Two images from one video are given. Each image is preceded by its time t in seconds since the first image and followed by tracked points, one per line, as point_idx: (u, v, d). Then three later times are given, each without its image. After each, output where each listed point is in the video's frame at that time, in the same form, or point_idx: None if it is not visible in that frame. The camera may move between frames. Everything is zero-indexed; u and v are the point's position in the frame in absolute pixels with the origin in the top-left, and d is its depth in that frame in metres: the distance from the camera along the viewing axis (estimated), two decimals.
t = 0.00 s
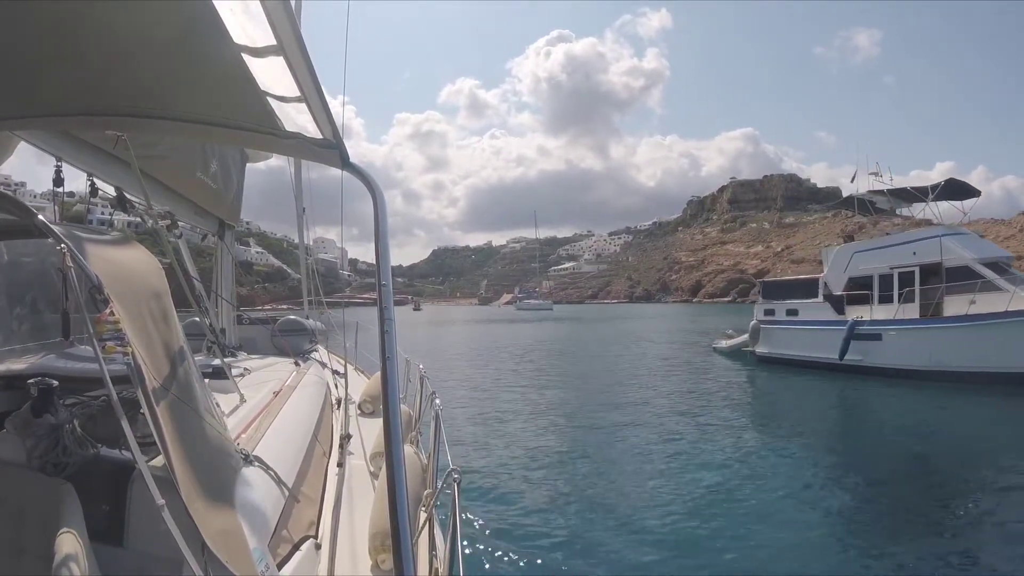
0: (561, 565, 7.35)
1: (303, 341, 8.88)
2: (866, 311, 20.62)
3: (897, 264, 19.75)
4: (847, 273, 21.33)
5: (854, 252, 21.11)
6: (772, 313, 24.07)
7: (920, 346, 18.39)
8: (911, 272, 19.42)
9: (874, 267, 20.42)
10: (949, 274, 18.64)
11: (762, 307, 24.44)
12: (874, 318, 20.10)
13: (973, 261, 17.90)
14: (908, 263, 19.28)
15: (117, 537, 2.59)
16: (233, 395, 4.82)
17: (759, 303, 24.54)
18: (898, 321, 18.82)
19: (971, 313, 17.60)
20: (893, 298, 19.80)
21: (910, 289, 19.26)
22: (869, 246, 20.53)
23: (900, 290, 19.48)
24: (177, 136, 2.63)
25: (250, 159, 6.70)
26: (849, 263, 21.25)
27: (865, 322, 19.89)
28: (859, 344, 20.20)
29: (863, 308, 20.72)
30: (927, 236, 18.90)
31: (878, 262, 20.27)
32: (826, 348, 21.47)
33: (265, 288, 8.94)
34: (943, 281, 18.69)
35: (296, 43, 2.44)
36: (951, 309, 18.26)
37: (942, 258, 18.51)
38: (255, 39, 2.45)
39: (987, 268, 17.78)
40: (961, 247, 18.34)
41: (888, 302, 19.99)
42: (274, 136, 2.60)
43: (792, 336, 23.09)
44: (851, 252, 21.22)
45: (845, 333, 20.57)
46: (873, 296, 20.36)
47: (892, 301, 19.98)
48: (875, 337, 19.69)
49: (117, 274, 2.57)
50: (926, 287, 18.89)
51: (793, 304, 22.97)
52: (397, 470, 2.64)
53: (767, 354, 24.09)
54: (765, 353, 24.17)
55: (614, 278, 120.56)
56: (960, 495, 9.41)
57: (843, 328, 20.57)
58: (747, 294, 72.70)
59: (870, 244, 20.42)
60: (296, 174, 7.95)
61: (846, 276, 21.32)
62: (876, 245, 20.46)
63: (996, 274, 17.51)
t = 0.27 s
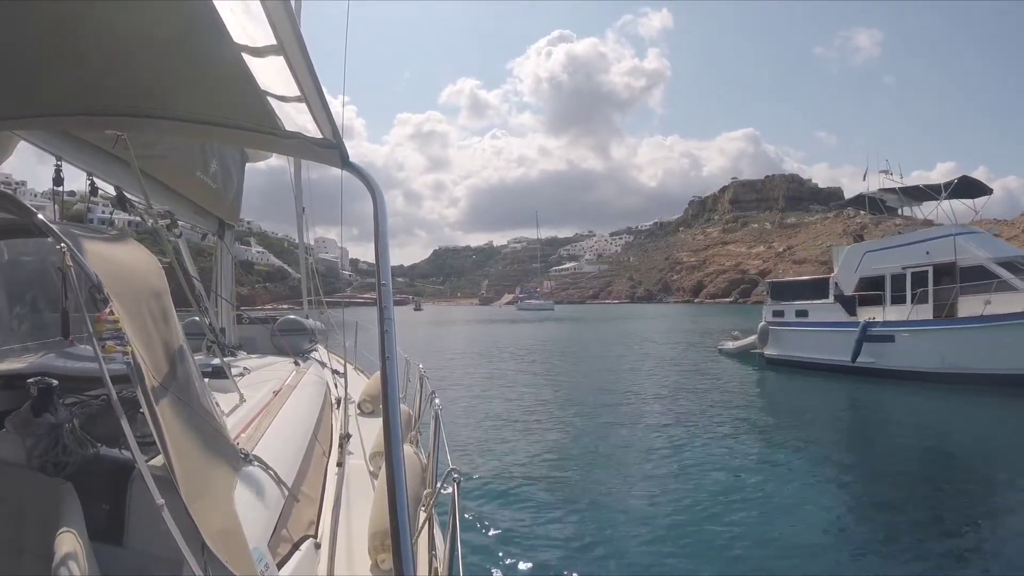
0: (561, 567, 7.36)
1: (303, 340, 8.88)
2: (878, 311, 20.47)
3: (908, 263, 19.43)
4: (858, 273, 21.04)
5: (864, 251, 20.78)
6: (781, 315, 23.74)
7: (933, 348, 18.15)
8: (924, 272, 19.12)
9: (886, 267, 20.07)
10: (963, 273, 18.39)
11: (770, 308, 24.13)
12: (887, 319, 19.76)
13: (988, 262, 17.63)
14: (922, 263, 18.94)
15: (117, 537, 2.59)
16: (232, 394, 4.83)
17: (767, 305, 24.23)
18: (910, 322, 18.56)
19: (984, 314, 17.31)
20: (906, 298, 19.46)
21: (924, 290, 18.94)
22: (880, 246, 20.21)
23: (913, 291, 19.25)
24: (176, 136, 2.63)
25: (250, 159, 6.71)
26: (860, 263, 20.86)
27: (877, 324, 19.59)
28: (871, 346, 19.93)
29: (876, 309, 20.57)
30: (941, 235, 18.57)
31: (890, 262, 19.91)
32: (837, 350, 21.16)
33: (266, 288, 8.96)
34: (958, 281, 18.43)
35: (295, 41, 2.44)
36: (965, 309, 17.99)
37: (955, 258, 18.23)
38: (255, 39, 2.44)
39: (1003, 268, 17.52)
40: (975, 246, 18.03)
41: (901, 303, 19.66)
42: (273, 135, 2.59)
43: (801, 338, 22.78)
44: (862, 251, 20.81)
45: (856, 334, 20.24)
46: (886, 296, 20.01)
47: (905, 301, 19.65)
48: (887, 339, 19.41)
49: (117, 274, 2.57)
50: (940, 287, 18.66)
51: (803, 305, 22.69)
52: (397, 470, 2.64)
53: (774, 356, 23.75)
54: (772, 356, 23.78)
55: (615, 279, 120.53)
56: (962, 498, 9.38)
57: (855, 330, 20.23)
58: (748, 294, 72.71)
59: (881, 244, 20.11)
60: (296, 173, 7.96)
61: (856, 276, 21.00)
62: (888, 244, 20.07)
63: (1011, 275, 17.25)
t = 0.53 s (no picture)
0: (562, 569, 7.36)
1: (303, 340, 8.88)
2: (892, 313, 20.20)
3: (921, 263, 19.20)
4: (869, 274, 20.99)
5: (876, 252, 20.75)
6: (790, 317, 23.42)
7: (949, 350, 17.99)
8: (937, 272, 18.86)
9: (898, 267, 19.97)
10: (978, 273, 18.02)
11: (780, 310, 23.83)
12: (899, 320, 19.53)
13: (1002, 262, 17.24)
14: (936, 263, 18.74)
15: (117, 537, 2.59)
16: (232, 394, 4.83)
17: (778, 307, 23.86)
18: (924, 324, 18.39)
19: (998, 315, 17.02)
20: (919, 299, 19.33)
21: (937, 291, 18.77)
22: (892, 246, 20.12)
23: (926, 292, 19.07)
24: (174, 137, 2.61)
25: (250, 159, 6.72)
26: (872, 263, 20.81)
27: (890, 326, 19.38)
28: (885, 348, 19.72)
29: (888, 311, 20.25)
30: (953, 234, 18.31)
31: (901, 262, 19.79)
32: (849, 353, 20.92)
33: (267, 288, 8.96)
34: (973, 281, 18.11)
35: (295, 42, 2.45)
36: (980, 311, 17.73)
37: (969, 258, 17.93)
38: (255, 39, 2.50)
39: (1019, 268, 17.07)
40: (989, 246, 17.65)
41: (913, 304, 19.50)
42: (273, 136, 2.59)
43: (813, 340, 22.53)
44: (874, 252, 20.82)
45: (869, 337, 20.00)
46: (898, 297, 19.87)
47: (918, 303, 19.48)
48: (901, 341, 19.23)
49: (117, 274, 2.57)
50: (954, 288, 18.45)
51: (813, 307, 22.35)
52: (397, 470, 2.64)
53: (785, 358, 23.51)
54: (782, 358, 23.56)
55: (616, 279, 120.49)
56: (964, 500, 9.37)
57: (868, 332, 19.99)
58: (750, 295, 72.68)
59: (893, 244, 20.03)
60: (295, 174, 7.97)
61: (868, 276, 20.94)
62: (901, 243, 19.89)
63: None
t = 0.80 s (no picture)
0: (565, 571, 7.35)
1: (303, 341, 8.88)
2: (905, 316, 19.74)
3: (935, 265, 18.90)
4: (881, 275, 20.52)
5: (888, 252, 20.32)
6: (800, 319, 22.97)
7: (964, 354, 17.78)
8: (951, 274, 18.56)
9: (913, 269, 19.54)
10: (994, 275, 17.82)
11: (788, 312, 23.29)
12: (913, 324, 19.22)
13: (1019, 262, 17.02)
14: (950, 265, 18.50)
15: (118, 537, 2.59)
16: (233, 395, 4.83)
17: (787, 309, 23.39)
18: (939, 327, 18.17)
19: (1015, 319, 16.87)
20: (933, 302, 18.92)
21: (952, 293, 18.41)
22: (906, 247, 19.75)
23: (940, 294, 18.66)
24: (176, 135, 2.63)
25: (250, 159, 6.71)
26: (884, 264, 20.39)
27: (903, 329, 19.15)
28: (897, 352, 19.45)
29: (902, 314, 19.81)
30: (970, 235, 18.12)
31: (916, 263, 19.42)
32: (861, 356, 20.63)
33: (267, 287, 8.97)
34: (987, 285, 17.92)
35: (296, 41, 2.43)
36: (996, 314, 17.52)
37: (985, 259, 17.71)
38: (256, 39, 2.45)
39: None
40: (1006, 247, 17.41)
41: (927, 307, 19.09)
42: (273, 136, 2.60)
43: (822, 343, 22.17)
44: (886, 253, 20.40)
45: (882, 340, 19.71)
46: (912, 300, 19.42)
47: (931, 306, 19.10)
48: (914, 345, 18.99)
49: (117, 274, 2.57)
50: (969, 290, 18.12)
51: (823, 309, 21.90)
52: (397, 471, 2.63)
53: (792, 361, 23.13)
54: (790, 361, 23.20)
55: (617, 280, 120.47)
56: (968, 505, 9.31)
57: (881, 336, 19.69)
58: (751, 296, 72.63)
59: (907, 245, 19.66)
60: (296, 173, 7.97)
61: (880, 278, 20.46)
62: (915, 245, 19.70)
63: None
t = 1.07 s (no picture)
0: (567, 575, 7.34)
1: (304, 342, 8.88)
2: (917, 319, 19.50)
3: (948, 266, 18.73)
4: (893, 276, 20.26)
5: (901, 254, 20.09)
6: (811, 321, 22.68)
7: (979, 358, 17.69)
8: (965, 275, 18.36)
9: (926, 270, 19.32)
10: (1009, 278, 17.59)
11: (799, 314, 23.21)
12: (927, 326, 19.03)
13: None
14: (964, 266, 18.34)
15: (118, 538, 2.59)
16: (233, 396, 4.83)
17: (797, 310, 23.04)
18: (953, 330, 18.07)
19: None
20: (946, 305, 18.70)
21: (966, 295, 18.23)
22: (920, 248, 19.57)
23: (954, 295, 18.47)
24: (177, 136, 2.65)
25: (251, 160, 6.70)
26: (897, 265, 20.11)
27: (916, 332, 19.05)
28: (910, 355, 19.35)
29: (914, 316, 19.54)
30: (985, 236, 17.98)
31: (929, 264, 19.22)
32: (874, 359, 20.50)
33: (268, 287, 8.97)
34: (1002, 287, 17.69)
35: (295, 40, 2.43)
36: (1011, 318, 17.32)
37: (1000, 260, 17.52)
38: (256, 40, 2.43)
39: None
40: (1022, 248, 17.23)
41: (940, 309, 18.91)
42: (274, 137, 2.61)
43: (835, 346, 22.08)
44: (899, 254, 20.10)
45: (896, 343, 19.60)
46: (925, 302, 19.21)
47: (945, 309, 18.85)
48: (928, 348, 18.89)
49: (118, 275, 2.57)
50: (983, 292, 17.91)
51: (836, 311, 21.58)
52: (398, 472, 2.63)
53: (805, 364, 23.05)
54: (801, 364, 23.10)
55: (618, 280, 120.44)
56: (974, 510, 9.26)
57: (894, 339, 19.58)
58: (753, 297, 72.54)
59: (921, 245, 19.48)
60: (298, 174, 7.97)
61: (892, 279, 20.22)
62: (928, 246, 19.49)
63: None
